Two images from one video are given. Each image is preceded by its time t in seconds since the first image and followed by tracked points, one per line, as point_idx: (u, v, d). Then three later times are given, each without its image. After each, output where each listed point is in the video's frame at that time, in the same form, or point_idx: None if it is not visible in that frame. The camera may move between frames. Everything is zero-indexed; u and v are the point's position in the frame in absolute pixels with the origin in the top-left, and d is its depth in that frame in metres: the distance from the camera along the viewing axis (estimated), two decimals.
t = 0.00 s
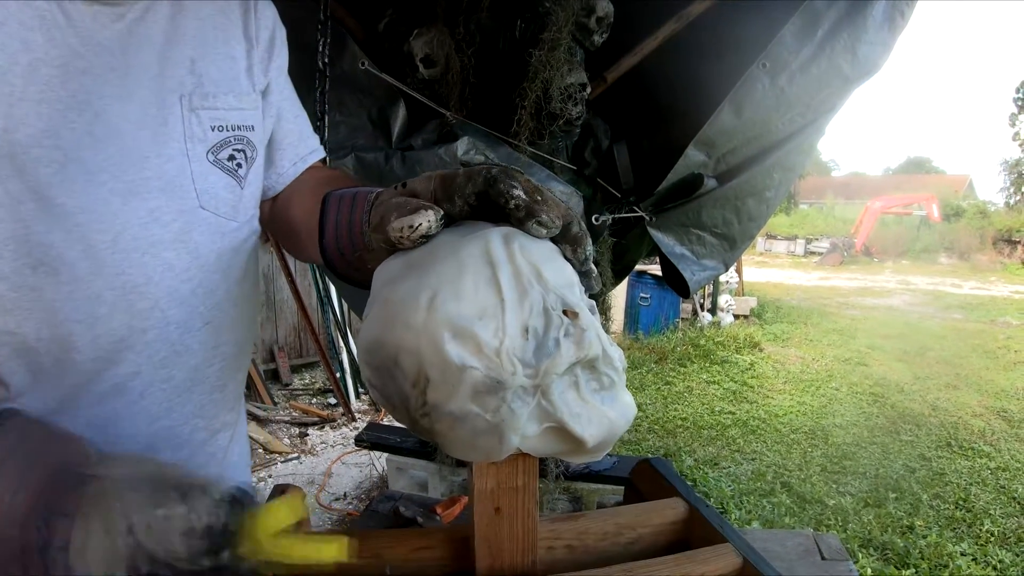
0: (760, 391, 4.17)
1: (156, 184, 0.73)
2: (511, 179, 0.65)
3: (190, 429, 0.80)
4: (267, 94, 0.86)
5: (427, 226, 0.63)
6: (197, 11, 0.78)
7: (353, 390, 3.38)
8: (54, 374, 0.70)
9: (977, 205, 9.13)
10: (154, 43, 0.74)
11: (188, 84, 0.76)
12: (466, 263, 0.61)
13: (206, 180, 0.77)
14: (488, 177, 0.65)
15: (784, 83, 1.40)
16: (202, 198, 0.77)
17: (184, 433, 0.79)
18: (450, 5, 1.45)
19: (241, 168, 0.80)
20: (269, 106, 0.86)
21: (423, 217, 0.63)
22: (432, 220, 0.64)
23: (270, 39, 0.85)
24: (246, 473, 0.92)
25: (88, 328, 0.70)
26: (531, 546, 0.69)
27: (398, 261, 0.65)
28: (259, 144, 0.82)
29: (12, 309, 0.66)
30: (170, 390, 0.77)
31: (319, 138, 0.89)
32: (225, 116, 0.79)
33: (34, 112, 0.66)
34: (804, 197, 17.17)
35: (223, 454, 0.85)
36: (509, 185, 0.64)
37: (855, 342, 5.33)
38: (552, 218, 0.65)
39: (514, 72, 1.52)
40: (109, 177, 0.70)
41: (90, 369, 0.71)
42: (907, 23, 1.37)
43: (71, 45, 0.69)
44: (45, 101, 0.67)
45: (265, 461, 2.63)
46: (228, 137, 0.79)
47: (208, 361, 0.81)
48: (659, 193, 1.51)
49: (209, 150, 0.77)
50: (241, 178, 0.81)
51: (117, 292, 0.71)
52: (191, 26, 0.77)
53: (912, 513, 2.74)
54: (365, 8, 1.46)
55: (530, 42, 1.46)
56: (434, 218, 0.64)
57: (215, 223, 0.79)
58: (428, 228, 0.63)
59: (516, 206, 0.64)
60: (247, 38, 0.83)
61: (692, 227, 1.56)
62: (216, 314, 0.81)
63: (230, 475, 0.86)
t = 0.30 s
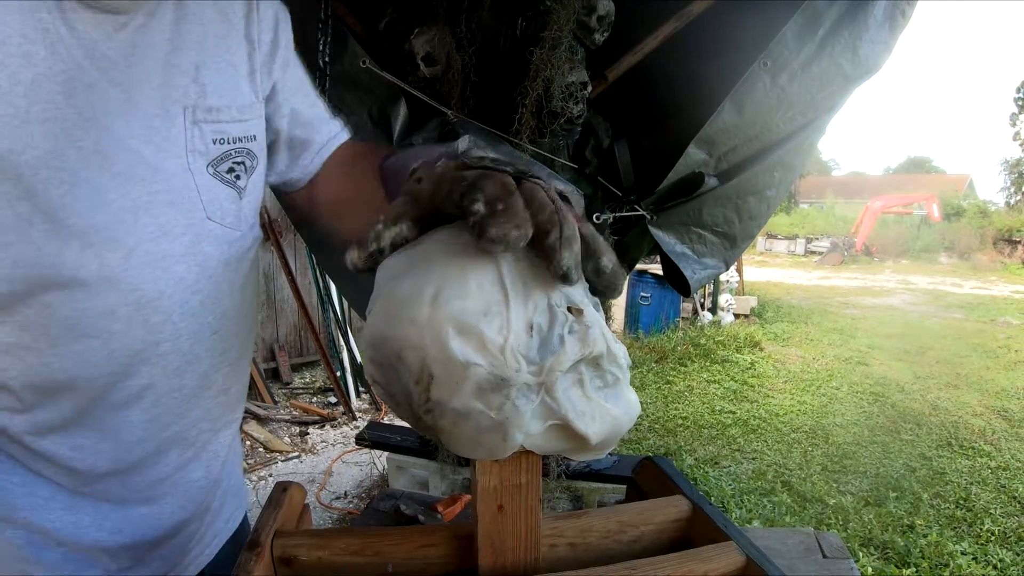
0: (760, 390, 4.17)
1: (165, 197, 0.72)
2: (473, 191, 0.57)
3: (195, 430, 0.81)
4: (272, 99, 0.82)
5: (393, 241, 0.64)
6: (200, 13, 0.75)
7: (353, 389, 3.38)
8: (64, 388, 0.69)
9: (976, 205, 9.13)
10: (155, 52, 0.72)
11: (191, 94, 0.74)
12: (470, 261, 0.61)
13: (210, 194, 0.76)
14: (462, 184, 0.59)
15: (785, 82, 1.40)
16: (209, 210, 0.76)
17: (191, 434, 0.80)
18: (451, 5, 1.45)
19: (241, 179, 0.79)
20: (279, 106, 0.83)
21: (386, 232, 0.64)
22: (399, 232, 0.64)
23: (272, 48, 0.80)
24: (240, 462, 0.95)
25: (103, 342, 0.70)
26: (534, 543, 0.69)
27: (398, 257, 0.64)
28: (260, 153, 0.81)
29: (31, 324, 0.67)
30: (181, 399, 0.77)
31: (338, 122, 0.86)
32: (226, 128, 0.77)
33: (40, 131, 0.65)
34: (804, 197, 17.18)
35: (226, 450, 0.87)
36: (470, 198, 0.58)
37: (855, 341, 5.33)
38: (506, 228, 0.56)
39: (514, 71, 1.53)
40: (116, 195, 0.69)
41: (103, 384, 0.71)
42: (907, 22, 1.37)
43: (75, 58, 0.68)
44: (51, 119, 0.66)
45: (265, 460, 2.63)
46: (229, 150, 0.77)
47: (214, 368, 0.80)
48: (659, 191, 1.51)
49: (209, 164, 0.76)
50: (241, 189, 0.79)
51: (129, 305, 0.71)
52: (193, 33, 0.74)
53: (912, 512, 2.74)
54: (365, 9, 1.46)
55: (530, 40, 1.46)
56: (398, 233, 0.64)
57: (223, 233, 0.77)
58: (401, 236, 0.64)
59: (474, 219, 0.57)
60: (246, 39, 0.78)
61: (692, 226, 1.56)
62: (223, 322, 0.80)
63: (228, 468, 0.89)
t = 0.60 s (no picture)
0: (760, 389, 4.17)
1: (181, 203, 0.72)
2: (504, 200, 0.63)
3: (207, 427, 0.81)
4: (287, 100, 0.85)
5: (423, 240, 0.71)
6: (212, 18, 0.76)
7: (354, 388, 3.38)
8: (81, 391, 0.70)
9: (977, 205, 9.12)
10: (171, 56, 0.73)
11: (205, 99, 0.75)
12: (496, 253, 0.63)
13: (224, 200, 0.77)
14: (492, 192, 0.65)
15: (785, 82, 1.40)
16: (224, 214, 0.77)
17: (202, 431, 0.81)
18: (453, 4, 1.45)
19: (253, 182, 0.80)
20: (298, 104, 0.85)
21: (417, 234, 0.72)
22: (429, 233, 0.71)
23: (284, 48, 0.82)
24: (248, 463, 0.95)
25: (119, 343, 0.70)
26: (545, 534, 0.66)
27: (427, 250, 0.67)
28: (272, 156, 0.82)
29: (47, 325, 0.67)
30: (195, 399, 0.78)
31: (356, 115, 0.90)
32: (240, 133, 0.78)
33: (64, 137, 0.65)
34: (804, 197, 17.17)
35: (235, 449, 0.87)
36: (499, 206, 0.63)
37: (855, 340, 5.33)
38: (528, 243, 0.60)
39: (515, 70, 1.52)
40: (135, 201, 0.69)
41: (123, 383, 0.72)
42: (907, 22, 1.38)
43: (95, 64, 0.68)
44: (73, 125, 0.66)
45: (267, 459, 2.64)
46: (242, 154, 0.78)
47: (226, 367, 0.81)
48: (660, 190, 1.51)
49: (223, 168, 0.76)
50: (253, 193, 0.80)
51: (145, 306, 0.71)
52: (206, 34, 0.75)
53: (913, 512, 2.74)
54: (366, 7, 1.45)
55: (531, 40, 1.46)
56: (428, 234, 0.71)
57: (237, 237, 0.78)
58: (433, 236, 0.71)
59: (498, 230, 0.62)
60: (264, 45, 0.80)
61: (693, 225, 1.56)
62: (236, 324, 0.81)
63: (236, 471, 0.88)
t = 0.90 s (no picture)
0: (760, 390, 4.17)
1: (181, 199, 0.72)
2: (518, 196, 0.64)
3: (207, 426, 0.81)
4: (294, 110, 0.85)
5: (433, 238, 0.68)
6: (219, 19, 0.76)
7: (353, 388, 3.38)
8: (77, 383, 0.71)
9: (977, 205, 9.12)
10: (178, 58, 0.73)
11: (211, 99, 0.75)
12: (509, 244, 0.64)
13: (226, 199, 0.76)
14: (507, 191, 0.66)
15: (785, 82, 1.40)
16: (225, 212, 0.76)
17: (202, 429, 0.81)
18: (452, 5, 1.44)
19: (256, 183, 0.80)
20: (303, 118, 0.86)
21: (426, 231, 0.67)
22: (438, 232, 0.68)
23: (296, 55, 0.82)
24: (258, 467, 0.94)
25: (113, 333, 0.71)
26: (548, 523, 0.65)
27: (438, 238, 0.67)
28: (278, 160, 0.82)
29: (47, 314, 0.68)
30: (192, 395, 0.78)
31: (356, 135, 0.92)
32: (242, 135, 0.77)
33: (67, 133, 0.66)
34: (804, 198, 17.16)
35: (238, 448, 0.87)
36: (515, 202, 0.64)
37: (855, 341, 5.33)
38: (546, 234, 0.61)
39: (515, 70, 1.52)
40: (133, 198, 0.69)
41: (115, 377, 0.72)
42: (907, 22, 1.38)
43: (101, 65, 0.68)
44: (76, 121, 0.66)
45: (266, 460, 2.64)
46: (246, 155, 0.78)
47: (225, 365, 0.81)
48: (659, 192, 1.51)
49: (225, 168, 0.76)
50: (256, 194, 0.80)
51: (141, 300, 0.71)
52: (216, 39, 0.75)
53: (912, 513, 2.73)
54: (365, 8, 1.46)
55: (530, 40, 1.46)
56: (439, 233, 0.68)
57: (237, 235, 0.78)
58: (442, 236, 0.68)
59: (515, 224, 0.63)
60: (269, 51, 0.80)
61: (692, 226, 1.56)
62: (236, 321, 0.80)
63: (243, 468, 0.89)
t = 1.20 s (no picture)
0: (759, 392, 4.17)
1: (169, 203, 0.72)
2: (555, 201, 0.68)
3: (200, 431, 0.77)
4: (294, 118, 0.85)
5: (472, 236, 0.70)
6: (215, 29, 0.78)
7: (353, 391, 3.38)
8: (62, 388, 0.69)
9: (976, 206, 9.12)
10: (172, 64, 0.74)
11: (204, 104, 0.75)
12: (542, 236, 0.67)
13: (218, 202, 0.76)
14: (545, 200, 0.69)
15: (783, 86, 1.40)
16: (216, 215, 0.76)
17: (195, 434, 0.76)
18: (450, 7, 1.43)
19: (251, 188, 0.79)
20: (312, 129, 0.87)
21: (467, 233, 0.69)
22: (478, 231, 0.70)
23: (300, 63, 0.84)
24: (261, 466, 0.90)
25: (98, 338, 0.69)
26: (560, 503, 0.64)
27: (475, 230, 0.70)
28: (275, 165, 0.82)
29: (34, 319, 0.66)
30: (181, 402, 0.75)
31: (363, 146, 0.92)
32: (236, 138, 0.77)
33: (56, 136, 0.66)
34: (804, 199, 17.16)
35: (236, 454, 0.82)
36: (551, 206, 0.68)
37: (855, 343, 5.33)
38: (581, 232, 0.65)
39: (514, 72, 1.51)
40: (121, 200, 0.69)
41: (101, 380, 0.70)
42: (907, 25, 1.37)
43: (92, 71, 0.69)
44: (64, 125, 0.67)
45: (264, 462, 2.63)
46: (239, 159, 0.77)
47: (217, 370, 0.78)
48: (659, 193, 1.51)
49: (219, 171, 0.76)
50: (251, 198, 0.79)
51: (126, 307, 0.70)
52: (209, 45, 0.77)
53: (910, 515, 2.73)
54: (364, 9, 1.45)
55: (529, 43, 1.47)
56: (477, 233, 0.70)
57: (228, 240, 0.77)
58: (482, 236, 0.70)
59: (554, 223, 0.66)
60: (266, 59, 0.81)
61: (691, 229, 1.56)
62: (226, 327, 0.78)
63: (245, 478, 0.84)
